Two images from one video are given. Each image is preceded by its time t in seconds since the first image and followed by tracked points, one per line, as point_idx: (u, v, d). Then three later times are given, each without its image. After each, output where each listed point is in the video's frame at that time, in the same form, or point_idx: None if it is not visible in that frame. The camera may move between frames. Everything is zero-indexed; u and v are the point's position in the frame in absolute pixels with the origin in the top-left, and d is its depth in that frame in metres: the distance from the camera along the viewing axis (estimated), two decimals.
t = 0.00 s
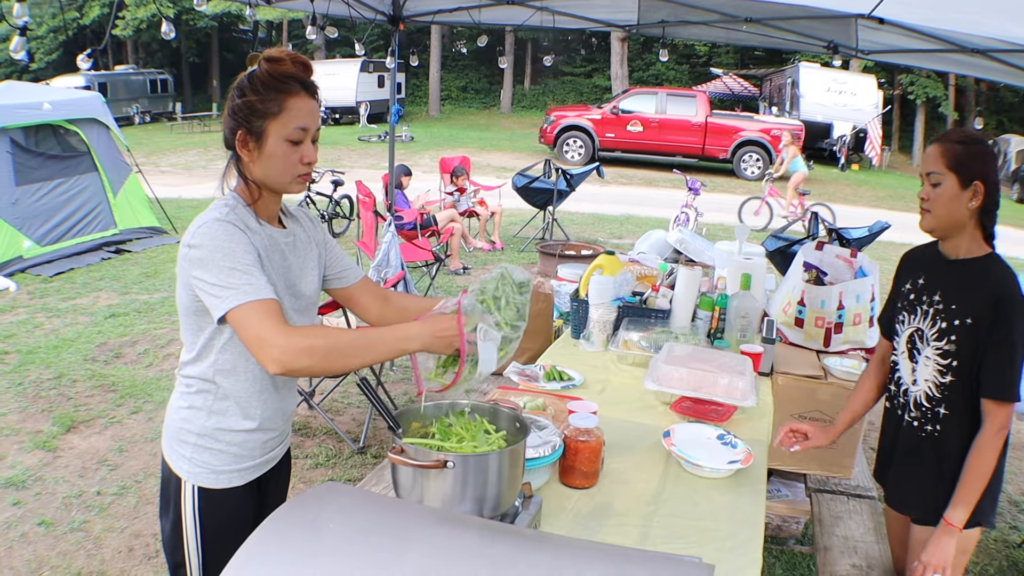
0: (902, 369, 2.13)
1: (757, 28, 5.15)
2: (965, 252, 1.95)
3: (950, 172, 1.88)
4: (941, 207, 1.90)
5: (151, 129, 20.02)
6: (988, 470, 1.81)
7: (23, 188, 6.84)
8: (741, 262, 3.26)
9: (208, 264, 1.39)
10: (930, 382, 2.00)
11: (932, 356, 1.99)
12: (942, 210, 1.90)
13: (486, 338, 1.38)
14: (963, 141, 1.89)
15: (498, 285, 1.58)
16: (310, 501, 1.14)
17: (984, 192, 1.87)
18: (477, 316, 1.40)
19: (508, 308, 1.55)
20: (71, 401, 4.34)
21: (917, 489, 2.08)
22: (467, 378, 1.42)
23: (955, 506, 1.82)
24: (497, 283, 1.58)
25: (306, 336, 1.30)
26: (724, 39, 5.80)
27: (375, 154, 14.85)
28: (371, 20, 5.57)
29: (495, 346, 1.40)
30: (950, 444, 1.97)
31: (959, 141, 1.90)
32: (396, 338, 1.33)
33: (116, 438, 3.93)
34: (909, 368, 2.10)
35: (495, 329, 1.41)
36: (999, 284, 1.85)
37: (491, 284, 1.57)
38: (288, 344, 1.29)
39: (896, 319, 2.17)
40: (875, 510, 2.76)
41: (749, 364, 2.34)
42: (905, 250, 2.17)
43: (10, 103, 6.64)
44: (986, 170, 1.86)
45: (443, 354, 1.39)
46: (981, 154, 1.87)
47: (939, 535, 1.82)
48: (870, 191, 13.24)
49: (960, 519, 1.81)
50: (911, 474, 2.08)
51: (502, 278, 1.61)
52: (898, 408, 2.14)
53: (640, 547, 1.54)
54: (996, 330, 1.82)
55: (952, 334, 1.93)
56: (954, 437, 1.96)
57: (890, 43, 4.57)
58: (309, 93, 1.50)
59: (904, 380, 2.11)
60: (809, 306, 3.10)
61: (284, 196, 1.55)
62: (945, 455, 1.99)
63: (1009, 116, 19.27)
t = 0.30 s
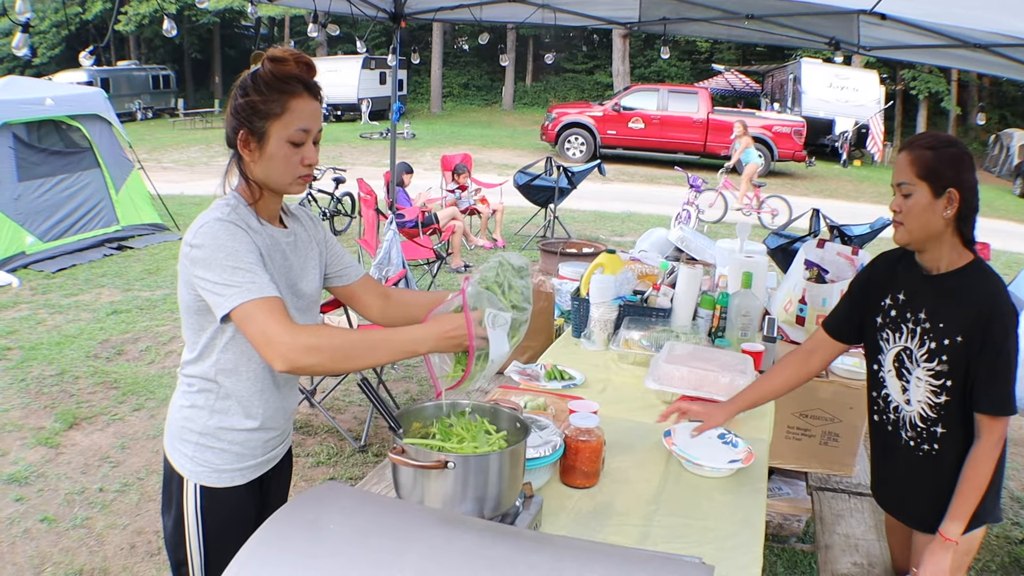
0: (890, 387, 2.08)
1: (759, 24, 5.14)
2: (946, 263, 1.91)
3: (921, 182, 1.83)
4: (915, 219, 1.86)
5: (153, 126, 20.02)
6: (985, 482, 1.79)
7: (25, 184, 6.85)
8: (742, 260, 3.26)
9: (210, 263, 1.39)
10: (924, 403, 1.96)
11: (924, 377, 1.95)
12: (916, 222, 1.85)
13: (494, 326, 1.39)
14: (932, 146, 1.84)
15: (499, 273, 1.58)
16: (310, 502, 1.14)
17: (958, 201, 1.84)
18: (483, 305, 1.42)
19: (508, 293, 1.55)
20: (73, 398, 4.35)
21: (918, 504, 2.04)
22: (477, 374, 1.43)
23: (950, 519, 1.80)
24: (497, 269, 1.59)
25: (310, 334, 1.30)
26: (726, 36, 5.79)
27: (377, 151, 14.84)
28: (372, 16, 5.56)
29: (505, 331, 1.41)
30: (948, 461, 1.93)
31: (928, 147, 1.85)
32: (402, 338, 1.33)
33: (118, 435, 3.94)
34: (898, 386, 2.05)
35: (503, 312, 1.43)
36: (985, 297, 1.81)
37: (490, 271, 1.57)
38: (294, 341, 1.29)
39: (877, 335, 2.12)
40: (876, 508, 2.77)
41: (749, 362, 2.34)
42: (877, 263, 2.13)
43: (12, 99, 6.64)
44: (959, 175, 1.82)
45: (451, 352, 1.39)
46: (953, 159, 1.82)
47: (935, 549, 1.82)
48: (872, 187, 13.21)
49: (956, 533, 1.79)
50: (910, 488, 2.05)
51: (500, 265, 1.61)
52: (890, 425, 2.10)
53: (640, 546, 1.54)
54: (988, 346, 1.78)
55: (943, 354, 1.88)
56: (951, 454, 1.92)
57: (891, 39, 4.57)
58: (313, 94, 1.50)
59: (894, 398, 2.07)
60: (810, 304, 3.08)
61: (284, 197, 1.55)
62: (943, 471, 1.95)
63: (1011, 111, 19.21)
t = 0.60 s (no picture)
0: (872, 417, 2.05)
1: (759, 33, 5.16)
2: (920, 285, 1.87)
3: (875, 206, 1.83)
4: (874, 243, 1.84)
5: (153, 134, 20.06)
6: (989, 496, 1.80)
7: (25, 192, 6.86)
8: (744, 269, 3.25)
9: (214, 270, 1.40)
10: (918, 428, 1.93)
11: (916, 403, 1.92)
12: (874, 245, 1.84)
13: (506, 314, 1.39)
14: (890, 167, 1.83)
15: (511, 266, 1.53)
16: (314, 511, 1.15)
17: (916, 221, 1.80)
18: (496, 290, 1.42)
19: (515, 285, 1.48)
20: (74, 406, 4.35)
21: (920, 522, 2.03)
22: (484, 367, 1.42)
23: (959, 534, 1.82)
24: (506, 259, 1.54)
25: (316, 340, 1.30)
26: (725, 45, 5.81)
27: (377, 159, 14.89)
28: (373, 26, 5.57)
29: (518, 317, 1.42)
30: (947, 482, 1.93)
31: (886, 168, 1.84)
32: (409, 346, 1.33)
33: (118, 443, 3.93)
34: (882, 416, 2.02)
35: (516, 297, 1.42)
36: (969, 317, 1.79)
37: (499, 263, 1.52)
38: (299, 348, 1.30)
39: (853, 366, 2.07)
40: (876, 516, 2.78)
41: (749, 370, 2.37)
42: (848, 288, 2.07)
43: (13, 107, 6.66)
44: (914, 197, 1.79)
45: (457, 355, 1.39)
46: (907, 180, 1.79)
47: (949, 564, 1.84)
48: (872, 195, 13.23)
49: (966, 547, 1.81)
50: (908, 509, 2.04)
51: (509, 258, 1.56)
52: (874, 454, 2.07)
53: (641, 554, 1.54)
54: (979, 365, 1.77)
55: (934, 378, 1.86)
56: (948, 475, 1.92)
57: (891, 47, 4.58)
58: (317, 103, 1.51)
59: (877, 428, 2.04)
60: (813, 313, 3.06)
61: (288, 207, 1.56)
62: (942, 491, 1.95)
63: (1010, 119, 19.27)
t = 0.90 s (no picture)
0: (865, 430, 2.05)
1: (760, 40, 5.17)
2: (909, 293, 1.87)
3: (855, 216, 1.85)
4: (856, 253, 1.86)
5: (155, 141, 20.12)
6: (999, 499, 1.80)
7: (27, 199, 6.88)
8: (745, 276, 3.26)
9: (219, 278, 1.41)
10: (915, 437, 1.93)
11: (912, 412, 1.91)
12: (856, 255, 1.86)
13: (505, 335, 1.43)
14: (871, 179, 1.85)
15: (518, 286, 1.59)
16: (319, 518, 1.15)
17: (896, 232, 1.81)
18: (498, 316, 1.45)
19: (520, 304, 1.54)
20: (76, 413, 4.35)
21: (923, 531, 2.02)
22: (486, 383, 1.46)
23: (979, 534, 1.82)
24: (512, 280, 1.59)
25: (316, 347, 1.31)
26: (727, 52, 5.83)
27: (378, 167, 14.92)
28: (375, 33, 5.58)
29: (517, 342, 1.46)
30: (950, 489, 1.93)
31: (868, 179, 1.86)
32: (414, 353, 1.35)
33: (121, 450, 3.94)
34: (874, 429, 2.01)
35: (516, 323, 1.47)
36: (962, 322, 1.80)
37: (506, 284, 1.57)
38: (304, 356, 1.30)
39: (848, 378, 2.07)
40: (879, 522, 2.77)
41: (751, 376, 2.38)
42: (840, 302, 2.07)
43: (15, 114, 6.68)
44: (894, 207, 1.79)
45: (457, 364, 1.41)
46: (888, 191, 1.80)
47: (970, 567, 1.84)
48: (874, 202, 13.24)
49: (988, 547, 1.81)
50: (914, 520, 2.03)
51: (516, 278, 1.62)
52: (873, 465, 2.07)
53: (645, 560, 1.54)
54: (975, 369, 1.78)
55: (931, 386, 1.86)
56: (950, 481, 1.92)
57: (892, 54, 4.60)
58: (321, 111, 1.52)
59: (870, 440, 2.04)
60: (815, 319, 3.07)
61: (293, 214, 1.57)
62: (949, 499, 1.94)
63: (1011, 125, 19.30)
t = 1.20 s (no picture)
0: (868, 425, 2.05)
1: (762, 42, 5.17)
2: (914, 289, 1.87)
3: (858, 211, 1.86)
4: (860, 247, 1.87)
5: (156, 143, 20.16)
6: (997, 498, 1.79)
7: (30, 202, 6.90)
8: (747, 277, 3.27)
9: (220, 280, 1.41)
10: (916, 432, 1.93)
11: (914, 406, 1.92)
12: (860, 250, 1.86)
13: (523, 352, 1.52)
14: (875, 174, 1.86)
15: (529, 292, 1.67)
16: (324, 518, 1.15)
17: (899, 226, 1.81)
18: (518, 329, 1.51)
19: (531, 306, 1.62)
20: (79, 415, 4.36)
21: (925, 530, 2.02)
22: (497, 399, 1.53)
23: (972, 533, 1.81)
24: (525, 289, 1.66)
25: (310, 355, 1.31)
26: (728, 54, 5.84)
27: (380, 169, 14.93)
28: (378, 36, 5.58)
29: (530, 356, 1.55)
30: (948, 487, 1.92)
31: (872, 175, 1.87)
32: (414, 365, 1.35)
33: (124, 452, 3.94)
34: (878, 423, 2.02)
35: (531, 337, 1.54)
36: (963, 316, 1.80)
37: (519, 287, 1.67)
38: (294, 363, 1.31)
39: (852, 373, 2.07)
40: (881, 523, 2.79)
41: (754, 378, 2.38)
42: (848, 299, 2.08)
43: (17, 116, 6.69)
44: (897, 202, 1.79)
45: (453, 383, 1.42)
46: (891, 186, 1.80)
47: (961, 564, 1.82)
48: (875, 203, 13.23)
49: (979, 546, 1.79)
50: (913, 518, 2.02)
51: (528, 285, 1.71)
52: (876, 463, 2.07)
53: (649, 561, 1.55)
54: (975, 363, 1.78)
55: (932, 380, 1.86)
56: (951, 479, 1.91)
57: (894, 56, 4.60)
58: (325, 112, 1.53)
59: (875, 436, 2.04)
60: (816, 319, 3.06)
61: (296, 215, 1.57)
62: (947, 497, 1.93)
63: (1013, 126, 19.30)
